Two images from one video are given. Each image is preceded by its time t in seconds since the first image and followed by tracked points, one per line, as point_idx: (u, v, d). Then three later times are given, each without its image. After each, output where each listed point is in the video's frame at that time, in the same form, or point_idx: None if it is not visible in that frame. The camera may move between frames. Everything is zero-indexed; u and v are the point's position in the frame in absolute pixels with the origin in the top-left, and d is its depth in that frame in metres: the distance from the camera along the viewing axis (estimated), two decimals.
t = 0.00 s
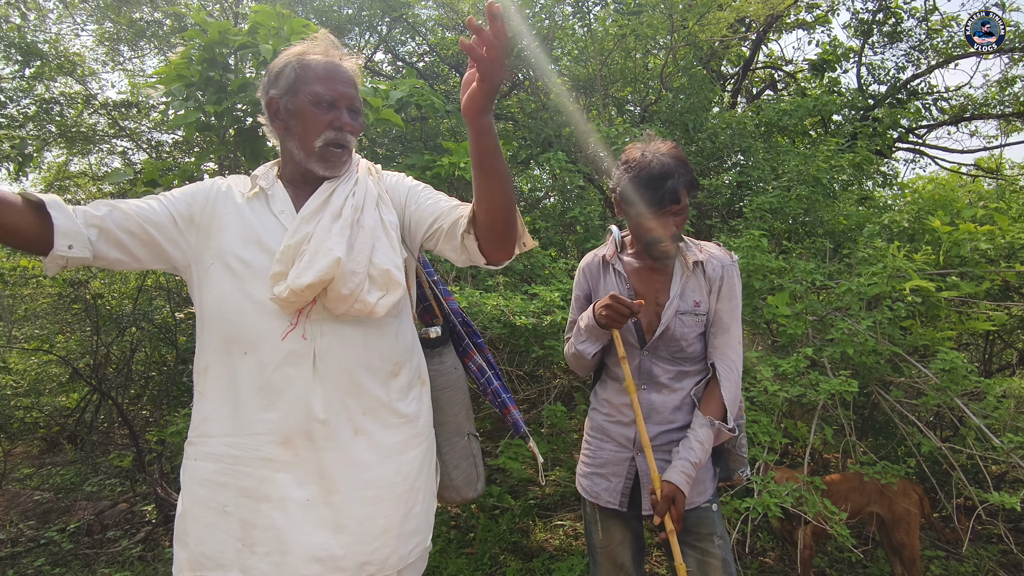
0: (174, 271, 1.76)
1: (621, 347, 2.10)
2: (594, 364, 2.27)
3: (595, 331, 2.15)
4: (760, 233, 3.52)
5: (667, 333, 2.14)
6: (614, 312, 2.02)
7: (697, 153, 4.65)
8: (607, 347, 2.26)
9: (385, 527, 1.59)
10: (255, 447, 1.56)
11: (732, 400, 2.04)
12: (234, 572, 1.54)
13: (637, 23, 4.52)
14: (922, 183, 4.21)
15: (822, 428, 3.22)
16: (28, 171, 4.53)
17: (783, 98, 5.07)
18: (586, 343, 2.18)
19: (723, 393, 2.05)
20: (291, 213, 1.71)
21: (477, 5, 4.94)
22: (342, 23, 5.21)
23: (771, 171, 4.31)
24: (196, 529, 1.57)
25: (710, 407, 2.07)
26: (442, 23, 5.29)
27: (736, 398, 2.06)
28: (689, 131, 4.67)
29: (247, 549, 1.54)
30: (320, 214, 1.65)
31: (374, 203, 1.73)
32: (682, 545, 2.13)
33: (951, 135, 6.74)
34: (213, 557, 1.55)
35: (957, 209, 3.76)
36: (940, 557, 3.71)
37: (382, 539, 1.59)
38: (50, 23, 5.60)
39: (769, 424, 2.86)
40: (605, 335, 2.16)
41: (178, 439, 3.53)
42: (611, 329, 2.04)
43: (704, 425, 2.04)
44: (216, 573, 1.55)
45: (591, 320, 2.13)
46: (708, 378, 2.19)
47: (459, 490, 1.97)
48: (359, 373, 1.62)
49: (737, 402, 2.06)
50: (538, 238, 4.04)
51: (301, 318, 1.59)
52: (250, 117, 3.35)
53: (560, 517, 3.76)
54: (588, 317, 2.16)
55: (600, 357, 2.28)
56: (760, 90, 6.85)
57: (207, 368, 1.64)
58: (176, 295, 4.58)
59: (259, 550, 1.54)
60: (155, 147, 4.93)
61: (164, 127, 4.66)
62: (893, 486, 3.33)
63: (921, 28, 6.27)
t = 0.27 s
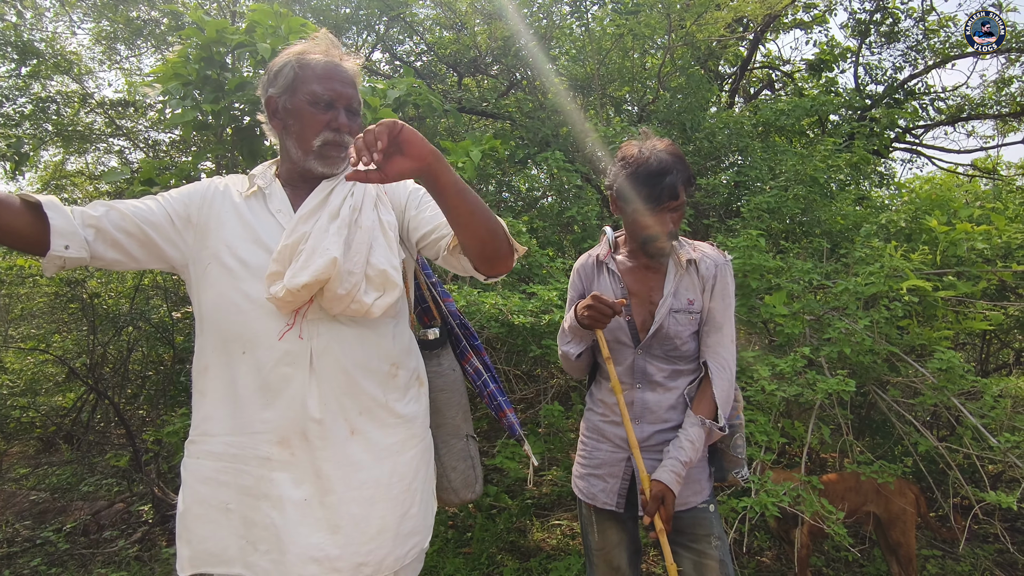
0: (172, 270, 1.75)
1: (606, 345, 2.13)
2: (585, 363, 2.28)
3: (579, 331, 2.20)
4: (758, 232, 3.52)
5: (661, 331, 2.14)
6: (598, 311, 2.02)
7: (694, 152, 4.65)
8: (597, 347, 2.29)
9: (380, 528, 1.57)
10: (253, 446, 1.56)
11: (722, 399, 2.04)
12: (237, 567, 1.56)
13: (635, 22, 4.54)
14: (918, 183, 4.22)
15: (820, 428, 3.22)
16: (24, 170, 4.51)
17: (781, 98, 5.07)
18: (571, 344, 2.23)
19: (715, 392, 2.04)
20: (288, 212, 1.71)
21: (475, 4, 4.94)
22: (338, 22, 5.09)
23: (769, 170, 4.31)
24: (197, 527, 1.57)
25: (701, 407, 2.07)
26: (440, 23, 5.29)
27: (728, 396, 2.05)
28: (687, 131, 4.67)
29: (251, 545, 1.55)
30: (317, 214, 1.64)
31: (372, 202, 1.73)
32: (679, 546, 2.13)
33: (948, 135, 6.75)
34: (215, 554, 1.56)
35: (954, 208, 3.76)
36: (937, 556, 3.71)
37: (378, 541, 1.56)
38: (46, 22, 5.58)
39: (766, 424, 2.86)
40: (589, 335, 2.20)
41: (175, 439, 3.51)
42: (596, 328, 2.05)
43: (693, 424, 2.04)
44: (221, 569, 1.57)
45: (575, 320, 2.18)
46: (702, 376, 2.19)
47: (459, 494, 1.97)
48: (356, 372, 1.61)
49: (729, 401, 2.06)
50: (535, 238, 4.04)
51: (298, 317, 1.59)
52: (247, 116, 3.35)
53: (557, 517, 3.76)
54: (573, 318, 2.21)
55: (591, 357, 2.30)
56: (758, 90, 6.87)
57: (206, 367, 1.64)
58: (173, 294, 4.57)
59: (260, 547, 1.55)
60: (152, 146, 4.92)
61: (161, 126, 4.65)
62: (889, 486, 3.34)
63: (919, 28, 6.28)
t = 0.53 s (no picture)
0: (173, 271, 1.75)
1: (585, 333, 2.15)
2: (571, 360, 2.29)
3: (559, 322, 2.22)
4: (757, 232, 3.53)
5: (654, 331, 2.14)
6: (573, 296, 2.06)
7: (693, 152, 4.65)
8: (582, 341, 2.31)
9: (384, 526, 1.57)
10: (256, 446, 1.56)
11: (723, 392, 2.05)
12: (242, 566, 1.55)
13: (634, 22, 4.55)
14: (916, 184, 4.23)
15: (818, 428, 3.22)
16: (22, 169, 4.50)
17: (779, 98, 5.08)
18: (551, 334, 2.23)
19: (714, 387, 2.05)
20: (289, 213, 1.70)
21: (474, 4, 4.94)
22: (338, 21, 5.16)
23: (768, 171, 4.32)
24: (201, 527, 1.56)
25: (699, 398, 2.07)
26: (439, 22, 5.29)
27: (726, 392, 2.06)
28: (686, 131, 4.68)
29: (256, 544, 1.55)
30: (319, 214, 1.64)
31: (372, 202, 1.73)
32: (673, 546, 2.13)
33: (946, 136, 6.76)
34: (218, 554, 1.55)
35: (952, 208, 3.77)
36: (935, 556, 3.71)
37: (381, 540, 1.57)
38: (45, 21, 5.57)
39: (764, 423, 2.87)
40: (568, 324, 2.22)
41: (173, 438, 3.50)
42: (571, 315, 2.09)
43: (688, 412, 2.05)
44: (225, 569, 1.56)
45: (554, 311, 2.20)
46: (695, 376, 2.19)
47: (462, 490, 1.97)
48: (359, 372, 1.61)
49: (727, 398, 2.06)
50: (534, 237, 4.05)
51: (301, 318, 1.59)
52: (246, 115, 3.34)
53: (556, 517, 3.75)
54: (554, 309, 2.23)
55: (578, 353, 2.31)
56: (756, 90, 6.89)
57: (208, 367, 1.64)
58: (171, 294, 4.57)
59: (266, 546, 1.54)
60: (150, 145, 4.91)
61: (159, 125, 4.64)
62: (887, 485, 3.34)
63: (917, 28, 6.29)
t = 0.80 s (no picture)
0: (173, 272, 1.75)
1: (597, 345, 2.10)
2: (570, 366, 2.27)
3: (568, 333, 2.19)
4: (756, 232, 3.53)
5: (649, 332, 2.15)
6: (590, 310, 2.02)
7: (693, 152, 4.64)
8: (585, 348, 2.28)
9: (390, 521, 1.58)
10: (259, 446, 1.56)
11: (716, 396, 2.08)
12: (245, 567, 1.55)
13: (633, 22, 4.55)
14: (916, 184, 4.23)
15: (817, 427, 3.22)
16: (21, 168, 4.49)
17: (778, 98, 5.07)
18: (559, 345, 2.21)
19: (706, 391, 2.08)
20: (288, 213, 1.70)
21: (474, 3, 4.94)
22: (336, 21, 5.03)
23: (767, 171, 4.32)
24: (204, 527, 1.56)
25: (693, 404, 2.09)
26: (438, 22, 5.28)
27: (718, 394, 2.10)
28: (686, 131, 4.68)
29: (259, 544, 1.54)
30: (318, 213, 1.63)
31: (371, 199, 1.72)
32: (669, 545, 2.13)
33: (945, 136, 6.77)
34: (222, 555, 1.55)
35: (951, 209, 3.77)
36: (934, 556, 3.71)
37: (388, 534, 1.58)
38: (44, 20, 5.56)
39: (764, 423, 2.87)
40: (578, 336, 2.19)
41: (172, 437, 3.50)
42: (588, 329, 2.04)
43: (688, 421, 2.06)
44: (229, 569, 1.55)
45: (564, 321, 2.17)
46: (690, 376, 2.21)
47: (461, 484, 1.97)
48: (362, 370, 1.61)
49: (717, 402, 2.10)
50: (534, 237, 4.05)
51: (304, 317, 1.59)
52: (245, 114, 3.34)
53: (555, 517, 3.75)
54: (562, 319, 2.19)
55: (579, 358, 2.30)
56: (755, 90, 6.89)
57: (210, 369, 1.63)
58: (170, 293, 4.56)
59: (271, 546, 1.54)
60: (149, 145, 4.90)
61: (158, 124, 4.63)
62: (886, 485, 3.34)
63: (916, 29, 6.29)
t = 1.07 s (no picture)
0: (173, 273, 1.75)
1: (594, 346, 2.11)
2: (570, 366, 2.28)
3: (565, 333, 2.19)
4: (755, 233, 3.53)
5: (646, 331, 2.15)
6: (586, 311, 2.02)
7: (692, 152, 4.64)
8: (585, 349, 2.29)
9: (396, 511, 1.58)
10: (261, 443, 1.56)
11: (718, 394, 2.05)
12: (248, 569, 1.53)
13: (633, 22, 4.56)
14: (915, 184, 4.24)
15: (816, 428, 3.22)
16: (20, 168, 4.48)
17: (778, 98, 5.08)
18: (558, 344, 2.21)
19: (710, 387, 2.05)
20: (287, 211, 1.70)
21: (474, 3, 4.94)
22: (337, 20, 5.08)
23: (766, 171, 4.32)
24: (209, 527, 1.56)
25: (694, 403, 2.07)
26: (438, 22, 5.28)
27: (721, 392, 2.06)
28: (685, 131, 4.69)
29: (263, 544, 1.53)
30: (315, 208, 1.63)
31: (369, 193, 1.72)
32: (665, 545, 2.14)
33: (945, 136, 6.77)
34: (227, 555, 1.54)
35: (950, 209, 3.77)
36: (933, 556, 3.72)
37: (393, 523, 1.58)
38: (44, 19, 5.56)
39: (763, 423, 2.87)
40: (576, 336, 2.19)
41: (172, 437, 3.50)
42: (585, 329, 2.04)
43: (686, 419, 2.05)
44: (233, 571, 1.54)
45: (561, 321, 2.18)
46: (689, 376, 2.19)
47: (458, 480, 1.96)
48: (363, 362, 1.61)
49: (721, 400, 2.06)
50: (533, 237, 4.05)
51: (303, 313, 1.59)
52: (244, 114, 3.34)
53: (554, 517, 3.76)
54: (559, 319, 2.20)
55: (578, 359, 2.30)
56: (755, 90, 6.90)
57: (212, 368, 1.64)
58: (170, 293, 4.56)
59: (274, 545, 1.52)
60: (149, 144, 4.90)
61: (158, 124, 4.63)
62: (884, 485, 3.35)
63: (916, 29, 6.30)
